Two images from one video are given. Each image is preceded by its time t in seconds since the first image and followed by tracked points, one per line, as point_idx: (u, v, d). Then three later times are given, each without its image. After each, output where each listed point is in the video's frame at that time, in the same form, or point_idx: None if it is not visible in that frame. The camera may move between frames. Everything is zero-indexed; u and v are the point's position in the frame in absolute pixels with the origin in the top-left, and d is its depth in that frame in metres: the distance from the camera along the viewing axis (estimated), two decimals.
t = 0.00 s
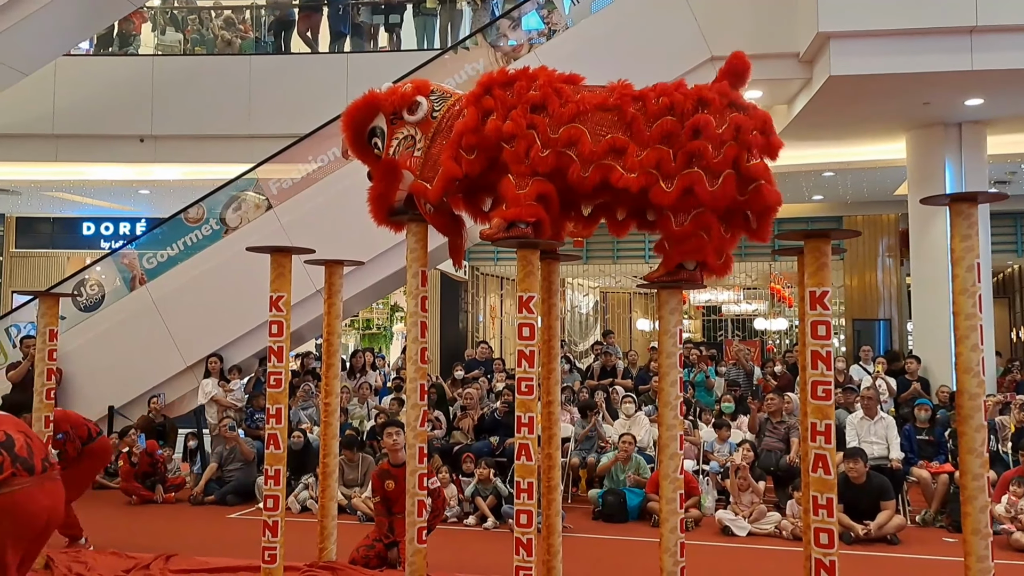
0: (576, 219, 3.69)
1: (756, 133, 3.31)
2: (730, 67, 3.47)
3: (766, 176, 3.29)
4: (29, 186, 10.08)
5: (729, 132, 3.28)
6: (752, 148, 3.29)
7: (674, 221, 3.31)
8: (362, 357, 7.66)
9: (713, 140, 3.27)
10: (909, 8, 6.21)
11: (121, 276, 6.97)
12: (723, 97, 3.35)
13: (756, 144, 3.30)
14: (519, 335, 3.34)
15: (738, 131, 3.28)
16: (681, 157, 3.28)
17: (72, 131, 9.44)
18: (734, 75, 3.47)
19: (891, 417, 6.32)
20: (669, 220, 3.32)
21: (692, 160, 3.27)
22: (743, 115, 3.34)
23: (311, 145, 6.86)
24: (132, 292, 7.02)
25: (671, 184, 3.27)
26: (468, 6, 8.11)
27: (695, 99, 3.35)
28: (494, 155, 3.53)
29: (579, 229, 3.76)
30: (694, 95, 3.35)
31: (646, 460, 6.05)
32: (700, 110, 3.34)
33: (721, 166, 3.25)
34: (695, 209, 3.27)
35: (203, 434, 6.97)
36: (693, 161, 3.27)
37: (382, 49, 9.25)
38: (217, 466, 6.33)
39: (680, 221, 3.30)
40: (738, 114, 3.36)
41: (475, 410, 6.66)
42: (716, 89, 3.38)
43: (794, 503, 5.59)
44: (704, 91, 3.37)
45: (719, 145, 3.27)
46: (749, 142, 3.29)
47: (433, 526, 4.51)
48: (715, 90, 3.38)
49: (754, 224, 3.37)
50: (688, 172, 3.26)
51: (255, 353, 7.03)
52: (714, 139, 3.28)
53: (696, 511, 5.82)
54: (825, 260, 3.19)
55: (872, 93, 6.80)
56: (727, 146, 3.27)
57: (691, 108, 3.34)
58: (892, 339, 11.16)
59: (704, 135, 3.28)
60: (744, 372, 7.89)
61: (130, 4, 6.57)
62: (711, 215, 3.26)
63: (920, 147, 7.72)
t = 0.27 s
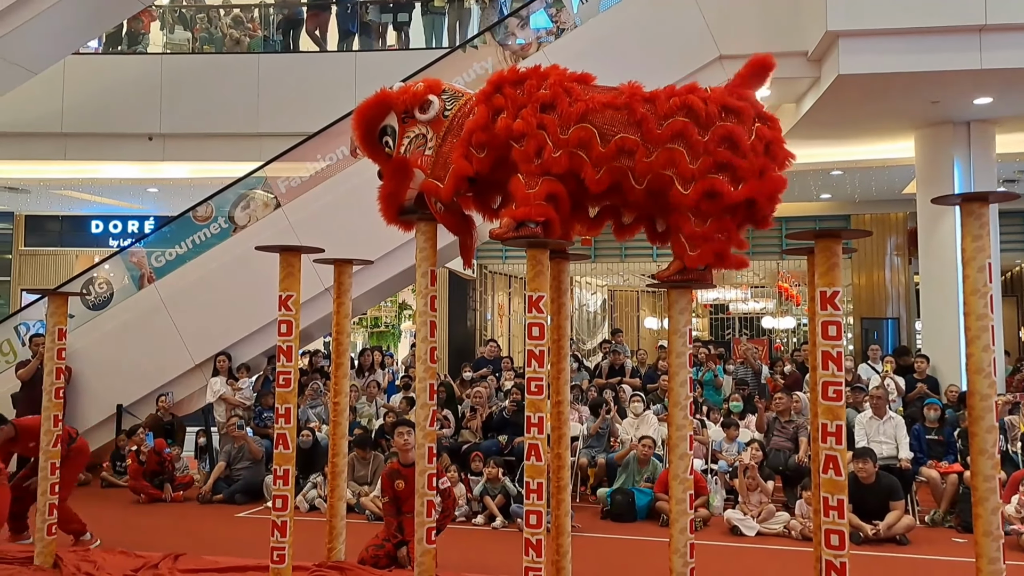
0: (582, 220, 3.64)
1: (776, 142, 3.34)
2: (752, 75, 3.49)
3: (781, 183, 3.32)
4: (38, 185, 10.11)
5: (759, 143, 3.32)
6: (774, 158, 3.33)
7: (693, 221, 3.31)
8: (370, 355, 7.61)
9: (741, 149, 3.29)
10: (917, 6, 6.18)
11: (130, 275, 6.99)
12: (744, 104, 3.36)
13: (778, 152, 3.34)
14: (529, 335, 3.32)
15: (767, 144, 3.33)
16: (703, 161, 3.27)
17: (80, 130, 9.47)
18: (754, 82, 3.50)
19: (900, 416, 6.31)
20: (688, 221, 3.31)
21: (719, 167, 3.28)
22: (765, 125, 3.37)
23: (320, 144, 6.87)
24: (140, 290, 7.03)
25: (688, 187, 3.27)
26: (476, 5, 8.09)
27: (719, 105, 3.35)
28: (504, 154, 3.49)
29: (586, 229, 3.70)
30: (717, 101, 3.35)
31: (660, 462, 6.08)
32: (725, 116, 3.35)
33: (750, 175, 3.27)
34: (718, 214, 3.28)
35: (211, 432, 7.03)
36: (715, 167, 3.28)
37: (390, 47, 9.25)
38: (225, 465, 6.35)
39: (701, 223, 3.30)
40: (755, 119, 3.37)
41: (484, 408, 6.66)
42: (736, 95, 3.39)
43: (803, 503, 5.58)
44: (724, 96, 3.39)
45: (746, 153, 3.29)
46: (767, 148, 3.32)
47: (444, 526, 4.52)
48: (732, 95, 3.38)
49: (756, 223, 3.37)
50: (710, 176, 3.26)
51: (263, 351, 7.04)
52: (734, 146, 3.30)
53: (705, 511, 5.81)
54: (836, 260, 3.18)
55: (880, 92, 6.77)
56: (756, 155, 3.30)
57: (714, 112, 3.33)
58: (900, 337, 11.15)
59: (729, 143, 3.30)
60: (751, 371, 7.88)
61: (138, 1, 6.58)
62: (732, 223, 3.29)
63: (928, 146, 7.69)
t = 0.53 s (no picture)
0: (599, 217, 3.62)
1: (789, 136, 3.24)
2: (755, 64, 3.40)
3: (794, 181, 3.26)
4: (50, 184, 10.15)
5: (763, 134, 3.21)
6: (784, 152, 3.22)
7: (700, 222, 3.27)
8: (381, 354, 7.66)
9: (746, 143, 3.20)
10: (930, 5, 6.15)
11: (141, 273, 7.01)
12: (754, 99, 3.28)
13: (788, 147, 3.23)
14: (541, 335, 3.31)
15: (773, 135, 3.21)
16: (711, 160, 3.21)
17: (93, 129, 9.51)
18: (762, 73, 3.41)
19: (911, 417, 6.30)
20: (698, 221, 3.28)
21: (724, 164, 3.21)
22: (773, 116, 3.27)
23: (331, 143, 6.88)
24: (152, 289, 7.06)
25: (700, 188, 3.20)
26: (488, 5, 8.09)
27: (725, 101, 3.30)
28: (519, 155, 3.49)
29: (603, 228, 3.69)
30: (724, 97, 3.30)
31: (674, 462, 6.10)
32: (730, 112, 3.28)
33: (756, 170, 3.19)
34: (726, 213, 3.22)
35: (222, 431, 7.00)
36: (724, 164, 3.21)
37: (402, 46, 9.26)
38: (236, 464, 6.38)
39: (708, 223, 3.25)
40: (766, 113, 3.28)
41: (495, 408, 6.68)
42: (745, 90, 3.33)
43: (815, 503, 5.57)
44: (733, 92, 3.33)
45: (752, 146, 3.20)
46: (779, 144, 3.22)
47: (456, 526, 4.53)
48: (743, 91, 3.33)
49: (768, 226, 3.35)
50: (719, 176, 3.19)
51: (274, 350, 7.06)
52: (743, 142, 3.21)
53: (716, 511, 5.82)
54: (849, 261, 3.16)
55: (892, 92, 6.75)
56: (762, 148, 3.20)
57: (722, 109, 3.29)
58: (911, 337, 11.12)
59: (735, 138, 3.22)
60: (763, 371, 7.85)
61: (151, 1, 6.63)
62: (742, 219, 3.21)
63: (940, 145, 7.66)
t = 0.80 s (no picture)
0: (616, 215, 3.61)
1: (801, 131, 3.24)
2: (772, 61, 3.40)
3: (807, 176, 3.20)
4: (60, 184, 10.19)
5: (775, 131, 3.19)
6: (794, 148, 3.21)
7: (718, 220, 3.25)
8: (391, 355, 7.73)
9: (756, 141, 3.18)
10: (941, 6, 6.13)
11: (151, 273, 7.02)
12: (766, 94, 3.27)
13: (801, 143, 3.21)
14: (552, 336, 3.29)
15: (783, 131, 3.20)
16: (722, 156, 3.20)
17: (103, 129, 9.55)
18: (778, 67, 3.39)
19: (922, 419, 6.29)
20: (713, 219, 3.26)
21: (734, 162, 3.19)
22: (785, 114, 3.26)
23: (342, 143, 6.92)
24: (162, 288, 7.06)
25: (712, 185, 3.21)
26: (497, 5, 8.08)
27: (739, 97, 3.24)
28: (534, 157, 3.48)
29: (620, 229, 3.67)
30: (738, 92, 3.25)
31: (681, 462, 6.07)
32: (744, 109, 3.24)
33: (765, 165, 3.16)
34: (740, 210, 3.20)
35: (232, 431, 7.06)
36: (737, 162, 3.19)
37: (411, 47, 9.26)
38: (247, 464, 6.40)
39: (724, 221, 3.24)
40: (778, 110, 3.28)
41: (505, 408, 6.68)
42: (758, 87, 3.29)
43: (826, 505, 5.56)
44: (747, 89, 3.29)
45: (762, 144, 3.18)
46: (791, 140, 3.21)
47: (466, 528, 4.51)
48: (756, 88, 3.29)
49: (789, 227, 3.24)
50: (732, 173, 3.18)
51: (284, 351, 7.03)
52: (756, 139, 3.18)
53: (726, 512, 5.82)
54: (862, 262, 3.12)
55: (903, 93, 6.73)
56: (772, 144, 3.17)
57: (735, 106, 3.23)
58: (920, 338, 11.10)
59: (748, 135, 3.19)
60: (773, 372, 7.86)
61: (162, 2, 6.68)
62: (756, 216, 3.18)
63: (951, 146, 7.64)
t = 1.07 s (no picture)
0: (628, 216, 3.58)
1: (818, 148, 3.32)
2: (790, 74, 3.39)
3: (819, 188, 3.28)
4: (69, 185, 10.22)
5: (798, 147, 3.24)
6: (811, 162, 3.29)
7: (733, 224, 3.20)
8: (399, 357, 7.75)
9: (780, 153, 3.20)
10: (952, 8, 6.12)
11: (160, 275, 7.04)
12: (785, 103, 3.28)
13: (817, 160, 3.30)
14: (563, 338, 3.26)
15: (807, 148, 3.28)
16: (744, 162, 3.18)
17: (113, 130, 9.58)
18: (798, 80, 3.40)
19: (933, 420, 6.26)
20: (727, 220, 3.20)
21: (754, 169, 3.18)
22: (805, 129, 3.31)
23: (351, 145, 6.89)
24: (171, 290, 7.09)
25: (730, 190, 3.18)
26: (507, 6, 8.11)
27: (763, 105, 3.25)
28: (545, 158, 3.46)
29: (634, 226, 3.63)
30: (761, 100, 3.25)
31: (688, 462, 6.04)
32: (768, 117, 3.24)
33: (786, 179, 3.19)
34: (756, 218, 3.19)
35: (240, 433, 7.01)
36: (756, 169, 3.19)
37: (421, 48, 9.26)
38: (255, 466, 6.35)
39: (739, 227, 3.20)
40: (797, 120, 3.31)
41: (514, 410, 6.67)
42: (780, 96, 3.31)
43: (836, 507, 5.54)
44: (768, 97, 3.29)
45: (786, 156, 3.20)
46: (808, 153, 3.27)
47: (475, 530, 4.40)
48: (775, 96, 3.30)
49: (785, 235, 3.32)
50: (750, 180, 3.16)
51: (293, 352, 7.05)
52: (774, 147, 3.20)
53: (736, 514, 5.81)
54: (874, 264, 3.08)
55: (913, 95, 6.72)
56: (794, 158, 3.22)
57: (757, 112, 3.23)
58: (930, 340, 11.08)
59: (770, 146, 3.21)
60: (782, 374, 7.86)
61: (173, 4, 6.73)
62: (768, 226, 3.21)
63: (961, 148, 7.62)
